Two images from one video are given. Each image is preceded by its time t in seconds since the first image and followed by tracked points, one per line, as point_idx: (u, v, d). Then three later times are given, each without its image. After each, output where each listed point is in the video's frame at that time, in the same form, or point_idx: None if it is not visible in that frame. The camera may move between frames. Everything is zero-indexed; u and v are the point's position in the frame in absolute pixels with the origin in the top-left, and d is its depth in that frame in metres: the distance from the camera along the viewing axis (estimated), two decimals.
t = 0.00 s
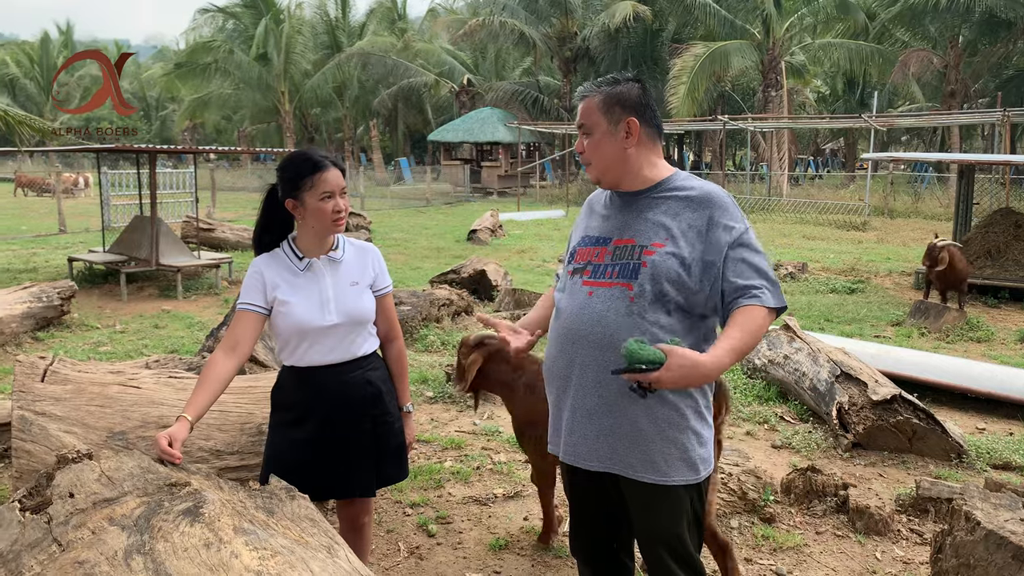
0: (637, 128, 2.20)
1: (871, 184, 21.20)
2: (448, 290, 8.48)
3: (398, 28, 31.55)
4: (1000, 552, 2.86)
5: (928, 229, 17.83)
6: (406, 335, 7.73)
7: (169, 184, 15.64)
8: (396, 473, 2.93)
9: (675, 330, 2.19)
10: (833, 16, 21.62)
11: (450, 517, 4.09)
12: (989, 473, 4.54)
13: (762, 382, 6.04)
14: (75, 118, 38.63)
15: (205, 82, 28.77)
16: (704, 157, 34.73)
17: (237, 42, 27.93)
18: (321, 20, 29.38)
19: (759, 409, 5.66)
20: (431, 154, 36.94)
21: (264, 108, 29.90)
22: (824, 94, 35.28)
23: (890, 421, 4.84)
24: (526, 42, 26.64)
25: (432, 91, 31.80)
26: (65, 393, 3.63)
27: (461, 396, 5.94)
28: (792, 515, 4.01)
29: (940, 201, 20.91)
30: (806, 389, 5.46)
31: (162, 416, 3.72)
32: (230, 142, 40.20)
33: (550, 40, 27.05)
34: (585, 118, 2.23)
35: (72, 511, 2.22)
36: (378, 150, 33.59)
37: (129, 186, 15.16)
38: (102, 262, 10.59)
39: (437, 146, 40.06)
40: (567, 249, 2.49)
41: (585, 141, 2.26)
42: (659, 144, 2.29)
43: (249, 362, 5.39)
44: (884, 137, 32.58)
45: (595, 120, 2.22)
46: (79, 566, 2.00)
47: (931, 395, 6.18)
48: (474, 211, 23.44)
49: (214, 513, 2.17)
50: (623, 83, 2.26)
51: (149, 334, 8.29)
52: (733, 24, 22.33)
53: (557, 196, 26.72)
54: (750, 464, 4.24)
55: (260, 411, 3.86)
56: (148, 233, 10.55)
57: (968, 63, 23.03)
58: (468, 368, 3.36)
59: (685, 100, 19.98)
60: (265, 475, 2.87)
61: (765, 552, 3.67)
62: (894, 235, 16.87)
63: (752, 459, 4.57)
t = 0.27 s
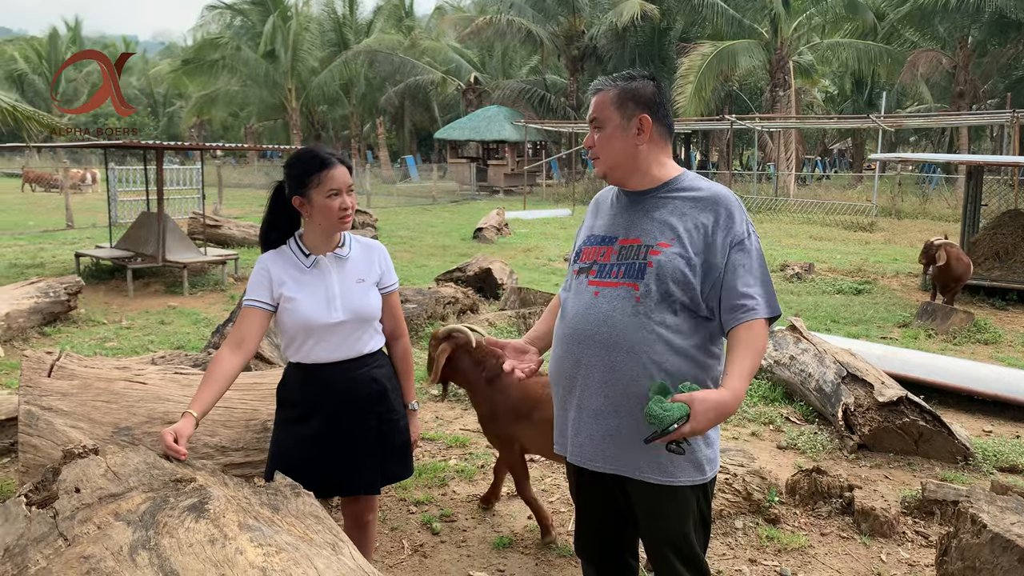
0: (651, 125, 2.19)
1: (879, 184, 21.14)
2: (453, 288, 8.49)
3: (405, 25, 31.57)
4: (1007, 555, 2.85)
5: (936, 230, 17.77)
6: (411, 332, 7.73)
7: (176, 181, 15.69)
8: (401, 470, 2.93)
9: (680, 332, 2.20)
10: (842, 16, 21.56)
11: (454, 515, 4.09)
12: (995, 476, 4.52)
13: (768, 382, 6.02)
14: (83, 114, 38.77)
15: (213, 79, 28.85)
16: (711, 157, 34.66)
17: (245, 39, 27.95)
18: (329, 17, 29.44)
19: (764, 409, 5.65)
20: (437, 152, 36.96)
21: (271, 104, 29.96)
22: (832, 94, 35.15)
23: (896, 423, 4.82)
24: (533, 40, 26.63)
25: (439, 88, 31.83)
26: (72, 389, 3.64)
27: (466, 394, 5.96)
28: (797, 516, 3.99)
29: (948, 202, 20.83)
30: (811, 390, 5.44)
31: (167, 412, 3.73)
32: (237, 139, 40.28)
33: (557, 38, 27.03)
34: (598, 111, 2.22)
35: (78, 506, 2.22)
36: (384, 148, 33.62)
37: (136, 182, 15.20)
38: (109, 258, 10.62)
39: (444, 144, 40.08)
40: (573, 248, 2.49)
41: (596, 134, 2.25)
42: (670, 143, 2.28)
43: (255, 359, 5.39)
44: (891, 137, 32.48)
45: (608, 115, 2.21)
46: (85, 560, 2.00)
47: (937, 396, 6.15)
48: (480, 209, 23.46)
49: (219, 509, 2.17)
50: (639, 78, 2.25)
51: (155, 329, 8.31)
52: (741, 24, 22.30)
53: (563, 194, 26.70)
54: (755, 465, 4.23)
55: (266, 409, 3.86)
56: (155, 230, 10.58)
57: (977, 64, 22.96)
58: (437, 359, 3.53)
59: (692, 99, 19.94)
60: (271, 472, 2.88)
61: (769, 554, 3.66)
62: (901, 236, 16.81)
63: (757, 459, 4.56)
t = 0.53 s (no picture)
0: (666, 124, 2.19)
1: (888, 185, 21.07)
2: (460, 287, 8.50)
3: (414, 23, 31.59)
4: (1014, 560, 2.84)
5: (944, 232, 17.68)
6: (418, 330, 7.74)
7: (185, 176, 15.74)
8: (408, 469, 2.94)
9: (691, 337, 2.19)
10: (852, 16, 21.48)
11: (460, 513, 4.10)
12: (1004, 479, 4.50)
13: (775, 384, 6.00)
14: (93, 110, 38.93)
15: (222, 75, 28.93)
16: (720, 157, 34.57)
17: (255, 35, 27.97)
18: (338, 14, 29.49)
19: (772, 410, 5.63)
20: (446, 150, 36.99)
21: (279, 101, 30.02)
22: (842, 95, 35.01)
23: (903, 425, 4.81)
24: (542, 38, 26.62)
25: (448, 86, 31.86)
26: (81, 382, 3.65)
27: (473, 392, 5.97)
28: (803, 518, 3.98)
29: (957, 203, 20.74)
30: (819, 391, 5.43)
31: (176, 406, 3.75)
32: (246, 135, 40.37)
33: (566, 37, 27.00)
34: (613, 110, 2.22)
35: (87, 499, 2.23)
36: (393, 145, 33.64)
37: (146, 177, 15.26)
38: (118, 253, 10.67)
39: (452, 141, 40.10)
40: (584, 248, 2.48)
41: (611, 134, 2.25)
42: (685, 144, 2.28)
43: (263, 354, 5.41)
44: (901, 138, 32.33)
45: (622, 114, 2.21)
46: (94, 553, 2.01)
47: (946, 399, 6.12)
48: (487, 208, 23.46)
49: (227, 504, 2.18)
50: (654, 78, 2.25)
51: (163, 324, 8.35)
52: (751, 24, 22.26)
53: (571, 193, 26.69)
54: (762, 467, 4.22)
55: (273, 404, 3.88)
56: (164, 225, 10.62)
57: (989, 65, 22.82)
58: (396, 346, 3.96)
59: (700, 99, 19.89)
60: (278, 468, 2.89)
61: (775, 555, 3.65)
62: (911, 238, 16.74)
63: (764, 461, 4.55)
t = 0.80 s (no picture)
0: (681, 123, 2.18)
1: (899, 187, 20.98)
2: (468, 285, 8.51)
3: (424, 21, 31.59)
4: None
5: (955, 234, 17.58)
6: (427, 327, 7.74)
7: (195, 173, 15.78)
8: (413, 468, 2.94)
9: (705, 338, 2.19)
10: (864, 16, 21.37)
11: (467, 511, 4.10)
12: (1014, 483, 4.47)
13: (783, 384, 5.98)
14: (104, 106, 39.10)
15: (233, 72, 29.00)
16: (730, 157, 34.47)
17: (265, 32, 27.98)
18: (349, 12, 29.51)
19: (780, 412, 5.61)
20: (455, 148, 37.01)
21: (289, 98, 30.07)
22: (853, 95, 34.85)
23: (913, 428, 4.78)
24: (552, 37, 26.59)
25: (457, 84, 31.87)
26: (91, 377, 3.68)
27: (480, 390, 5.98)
28: (811, 520, 3.96)
29: (969, 205, 20.62)
30: (828, 393, 5.41)
31: (185, 402, 3.76)
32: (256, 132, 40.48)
33: (577, 35, 26.96)
34: (628, 108, 2.20)
35: (96, 494, 2.24)
36: (402, 142, 33.67)
37: (156, 173, 15.32)
38: (128, 249, 10.71)
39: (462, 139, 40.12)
40: (594, 247, 2.47)
41: (625, 132, 2.24)
42: (698, 142, 2.27)
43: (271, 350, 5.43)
44: (913, 139, 32.18)
45: (637, 113, 2.20)
46: (103, 547, 2.02)
47: (956, 402, 6.09)
48: (496, 206, 23.46)
49: (235, 500, 2.19)
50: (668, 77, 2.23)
51: (172, 320, 8.38)
52: (762, 23, 22.18)
53: (580, 192, 26.66)
54: (771, 468, 4.21)
55: (281, 400, 3.89)
56: (174, 221, 10.66)
57: (1002, 66, 22.70)
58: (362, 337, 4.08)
59: (711, 99, 19.83)
60: (286, 464, 2.89)
61: (783, 557, 3.63)
62: (921, 240, 16.65)
63: (772, 462, 4.53)
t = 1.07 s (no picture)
0: (693, 124, 2.17)
1: (908, 187, 20.88)
2: (474, 284, 8.51)
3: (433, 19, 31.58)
4: None
5: (965, 235, 17.49)
6: (433, 326, 7.74)
7: (203, 171, 15.83)
8: (410, 470, 2.92)
9: (715, 339, 2.17)
10: (874, 16, 21.28)
11: (471, 510, 4.10)
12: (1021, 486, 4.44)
13: (790, 385, 5.96)
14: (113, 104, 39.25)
15: (242, 70, 29.08)
16: (738, 157, 34.38)
17: (275, 31, 27.93)
18: (358, 10, 29.53)
19: (786, 412, 5.59)
20: (462, 147, 37.05)
21: (298, 96, 30.12)
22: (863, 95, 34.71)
23: (920, 429, 4.75)
24: (561, 36, 26.59)
25: (465, 83, 31.88)
26: (98, 373, 3.69)
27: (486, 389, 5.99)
28: (817, 521, 3.95)
29: (978, 206, 20.52)
30: (835, 394, 5.39)
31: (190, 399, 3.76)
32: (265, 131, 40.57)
33: (585, 35, 26.93)
34: (639, 108, 2.20)
35: (101, 491, 2.24)
36: (410, 141, 33.67)
37: (164, 171, 15.38)
38: (136, 246, 10.75)
39: (469, 139, 40.14)
40: (603, 247, 2.46)
41: (636, 133, 2.23)
42: (709, 143, 2.26)
43: (278, 348, 5.43)
44: (922, 139, 32.02)
45: (649, 113, 2.19)
46: (106, 545, 2.02)
47: (964, 404, 6.06)
48: (504, 205, 23.45)
49: (239, 498, 2.19)
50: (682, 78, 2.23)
51: (179, 317, 8.41)
52: (771, 23, 22.11)
53: (587, 191, 26.63)
54: (776, 470, 4.19)
55: (287, 398, 3.89)
56: (182, 219, 10.70)
57: (1012, 67, 22.58)
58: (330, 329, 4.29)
59: (719, 98, 19.77)
60: (289, 462, 2.90)
61: (789, 558, 3.62)
62: (930, 241, 16.56)
63: (778, 463, 4.52)
